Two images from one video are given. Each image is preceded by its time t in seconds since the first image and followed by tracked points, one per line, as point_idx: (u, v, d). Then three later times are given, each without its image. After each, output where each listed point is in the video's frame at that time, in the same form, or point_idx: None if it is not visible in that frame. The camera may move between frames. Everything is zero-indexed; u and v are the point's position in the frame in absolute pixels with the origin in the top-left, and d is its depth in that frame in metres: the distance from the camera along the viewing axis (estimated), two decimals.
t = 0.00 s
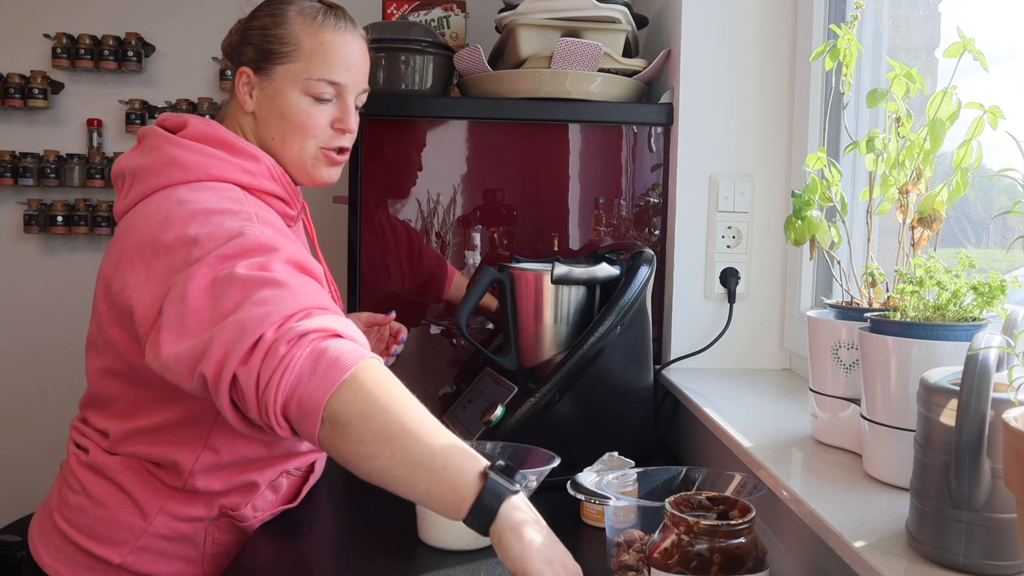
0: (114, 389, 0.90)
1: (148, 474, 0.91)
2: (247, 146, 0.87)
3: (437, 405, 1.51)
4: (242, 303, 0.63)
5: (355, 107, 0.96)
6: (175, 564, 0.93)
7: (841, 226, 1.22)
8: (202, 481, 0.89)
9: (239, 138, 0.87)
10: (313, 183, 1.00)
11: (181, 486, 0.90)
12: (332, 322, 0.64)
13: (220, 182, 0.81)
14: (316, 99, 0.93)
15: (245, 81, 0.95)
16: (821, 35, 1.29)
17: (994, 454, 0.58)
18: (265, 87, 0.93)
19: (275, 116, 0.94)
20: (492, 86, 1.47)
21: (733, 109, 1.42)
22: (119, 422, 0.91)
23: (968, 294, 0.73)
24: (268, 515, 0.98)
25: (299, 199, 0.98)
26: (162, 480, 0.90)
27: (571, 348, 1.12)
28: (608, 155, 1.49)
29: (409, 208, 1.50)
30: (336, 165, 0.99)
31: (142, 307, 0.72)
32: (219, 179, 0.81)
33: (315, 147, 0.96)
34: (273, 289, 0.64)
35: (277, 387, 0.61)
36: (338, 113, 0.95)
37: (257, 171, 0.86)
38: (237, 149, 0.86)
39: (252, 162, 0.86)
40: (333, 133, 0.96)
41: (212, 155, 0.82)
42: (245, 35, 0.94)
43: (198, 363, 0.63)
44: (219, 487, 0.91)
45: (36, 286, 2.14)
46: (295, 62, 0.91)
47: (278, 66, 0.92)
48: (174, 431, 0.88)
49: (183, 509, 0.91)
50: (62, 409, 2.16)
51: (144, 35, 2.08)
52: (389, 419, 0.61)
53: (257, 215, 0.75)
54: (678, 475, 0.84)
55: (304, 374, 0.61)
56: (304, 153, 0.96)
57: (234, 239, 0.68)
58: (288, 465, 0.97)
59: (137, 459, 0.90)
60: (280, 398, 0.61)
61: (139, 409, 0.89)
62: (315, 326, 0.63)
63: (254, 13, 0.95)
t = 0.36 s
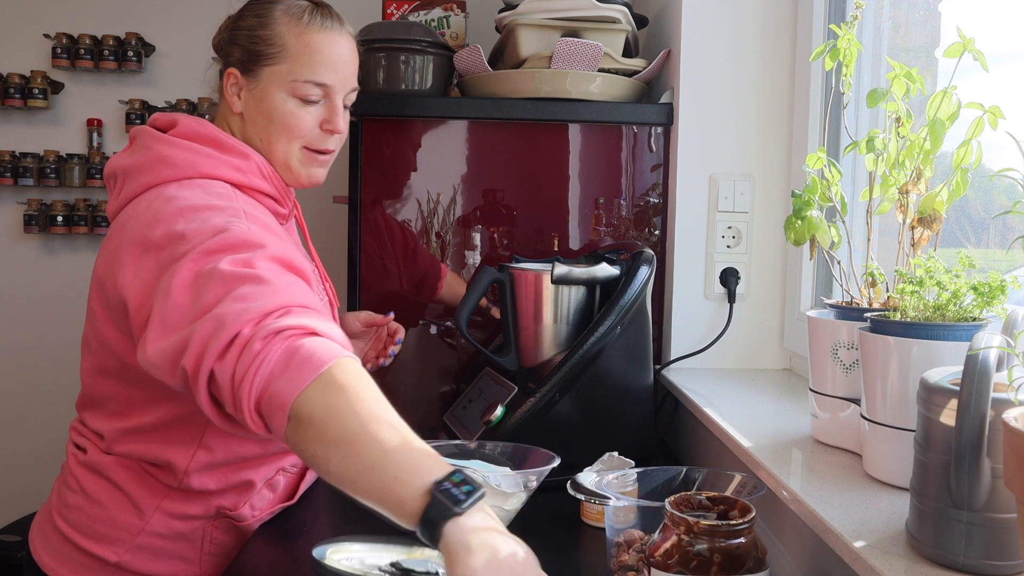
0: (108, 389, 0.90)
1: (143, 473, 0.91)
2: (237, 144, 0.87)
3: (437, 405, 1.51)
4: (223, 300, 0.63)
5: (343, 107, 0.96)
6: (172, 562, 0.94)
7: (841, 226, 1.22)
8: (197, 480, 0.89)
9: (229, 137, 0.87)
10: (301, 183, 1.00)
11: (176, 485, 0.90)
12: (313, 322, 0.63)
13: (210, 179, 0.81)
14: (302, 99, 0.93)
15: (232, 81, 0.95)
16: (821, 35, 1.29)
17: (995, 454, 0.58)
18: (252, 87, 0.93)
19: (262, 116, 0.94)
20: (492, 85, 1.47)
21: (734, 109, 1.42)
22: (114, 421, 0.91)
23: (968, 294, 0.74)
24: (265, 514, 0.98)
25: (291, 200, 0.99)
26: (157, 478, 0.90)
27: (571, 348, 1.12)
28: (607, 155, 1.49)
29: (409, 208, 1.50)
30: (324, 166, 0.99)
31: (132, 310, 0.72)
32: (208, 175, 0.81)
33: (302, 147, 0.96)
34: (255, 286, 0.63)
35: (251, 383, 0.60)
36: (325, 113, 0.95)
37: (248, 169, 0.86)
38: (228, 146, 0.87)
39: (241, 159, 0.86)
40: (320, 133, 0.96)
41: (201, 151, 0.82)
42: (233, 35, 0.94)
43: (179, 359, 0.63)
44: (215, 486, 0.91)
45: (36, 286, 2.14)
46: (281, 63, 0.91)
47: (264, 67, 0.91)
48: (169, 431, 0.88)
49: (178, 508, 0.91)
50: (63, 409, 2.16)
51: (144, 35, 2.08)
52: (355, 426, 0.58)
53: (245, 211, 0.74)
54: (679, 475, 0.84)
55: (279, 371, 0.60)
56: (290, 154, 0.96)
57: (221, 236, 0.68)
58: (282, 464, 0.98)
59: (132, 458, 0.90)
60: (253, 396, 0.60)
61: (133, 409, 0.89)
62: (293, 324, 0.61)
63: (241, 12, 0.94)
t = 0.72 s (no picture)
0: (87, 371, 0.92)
1: (121, 453, 0.91)
2: (204, 132, 0.93)
3: (437, 405, 1.51)
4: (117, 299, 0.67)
5: (299, 84, 0.98)
6: (145, 550, 0.90)
7: (841, 226, 1.22)
8: (160, 458, 0.87)
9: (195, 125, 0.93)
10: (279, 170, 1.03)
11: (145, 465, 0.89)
12: (188, 324, 0.64)
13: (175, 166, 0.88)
14: (254, 77, 0.96)
15: (203, 79, 1.01)
16: (821, 35, 1.29)
17: (995, 454, 0.58)
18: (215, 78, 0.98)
19: (223, 102, 0.98)
20: (492, 85, 1.47)
21: (734, 108, 1.42)
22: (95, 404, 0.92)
23: (968, 294, 0.74)
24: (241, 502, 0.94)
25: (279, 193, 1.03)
26: (131, 459, 0.90)
27: (571, 348, 1.12)
28: (607, 155, 1.49)
29: (409, 208, 1.49)
30: (290, 147, 1.00)
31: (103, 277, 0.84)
32: (172, 161, 0.88)
33: (262, 127, 0.98)
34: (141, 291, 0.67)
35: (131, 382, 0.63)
36: (278, 91, 0.97)
37: (214, 155, 0.91)
38: (194, 135, 0.92)
39: (207, 147, 0.91)
40: (276, 109, 0.97)
41: (162, 141, 0.89)
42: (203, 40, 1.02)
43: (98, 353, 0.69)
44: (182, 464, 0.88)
45: (36, 286, 2.14)
46: (231, 46, 0.95)
47: (220, 55, 0.96)
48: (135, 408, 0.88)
49: (149, 489, 0.89)
50: (63, 409, 2.16)
51: (145, 35, 2.09)
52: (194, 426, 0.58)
53: (182, 197, 0.79)
54: (679, 475, 0.84)
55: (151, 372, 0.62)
56: (252, 134, 0.98)
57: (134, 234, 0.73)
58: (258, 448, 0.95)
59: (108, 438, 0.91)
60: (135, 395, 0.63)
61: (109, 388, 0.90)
62: (152, 329, 0.63)
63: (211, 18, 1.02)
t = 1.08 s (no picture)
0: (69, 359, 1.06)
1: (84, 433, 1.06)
2: (172, 131, 1.07)
3: (437, 405, 1.52)
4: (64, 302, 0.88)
5: (260, 77, 1.07)
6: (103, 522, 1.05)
7: (841, 226, 1.22)
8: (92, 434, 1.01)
9: (170, 127, 1.08)
10: (252, 160, 1.11)
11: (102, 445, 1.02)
12: (105, 340, 0.81)
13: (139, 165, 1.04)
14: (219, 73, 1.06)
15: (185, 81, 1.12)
16: (821, 34, 1.29)
17: (995, 455, 0.57)
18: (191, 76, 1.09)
19: (196, 98, 1.08)
20: (491, 85, 1.47)
21: (733, 108, 1.42)
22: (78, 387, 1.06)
23: (969, 294, 0.74)
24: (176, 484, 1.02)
25: (247, 185, 1.10)
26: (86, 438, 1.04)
27: (571, 348, 1.12)
28: (608, 155, 1.49)
29: (409, 208, 1.49)
30: (257, 137, 1.07)
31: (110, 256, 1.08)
32: (142, 159, 1.05)
33: (227, 118, 1.06)
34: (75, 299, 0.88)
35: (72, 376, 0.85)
36: (240, 83, 1.06)
37: (174, 151, 1.05)
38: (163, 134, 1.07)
39: (170, 143, 1.06)
40: (239, 100, 1.06)
41: (138, 143, 1.07)
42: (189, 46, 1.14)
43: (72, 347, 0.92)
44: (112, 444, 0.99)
45: (36, 287, 2.14)
46: (201, 47, 1.06)
47: (195, 55, 1.07)
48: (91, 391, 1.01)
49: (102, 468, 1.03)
50: (63, 409, 2.16)
51: (145, 35, 2.09)
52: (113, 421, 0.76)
53: (118, 193, 0.96)
54: (678, 475, 0.84)
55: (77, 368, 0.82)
56: (218, 125, 1.07)
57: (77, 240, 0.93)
58: (194, 429, 1.01)
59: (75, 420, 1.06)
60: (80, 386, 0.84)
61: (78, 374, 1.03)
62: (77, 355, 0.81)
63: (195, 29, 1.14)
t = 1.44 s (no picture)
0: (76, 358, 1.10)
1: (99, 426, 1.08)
2: (154, 137, 1.07)
3: (437, 405, 1.52)
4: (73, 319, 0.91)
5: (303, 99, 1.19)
6: (119, 514, 1.05)
7: (841, 226, 1.22)
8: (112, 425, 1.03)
9: (152, 134, 1.08)
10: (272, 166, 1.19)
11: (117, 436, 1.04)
12: (133, 343, 0.85)
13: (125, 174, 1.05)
14: (279, 88, 1.14)
15: (213, 77, 1.11)
16: (821, 34, 1.29)
17: (995, 454, 0.57)
18: (235, 81, 1.11)
19: (246, 104, 1.12)
20: (491, 85, 1.47)
21: (733, 108, 1.42)
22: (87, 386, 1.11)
23: (968, 294, 0.74)
24: (187, 473, 1.02)
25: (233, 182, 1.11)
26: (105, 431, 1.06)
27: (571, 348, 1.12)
28: (608, 155, 1.49)
29: (409, 208, 1.49)
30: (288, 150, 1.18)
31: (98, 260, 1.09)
32: (128, 169, 1.05)
33: (277, 130, 1.15)
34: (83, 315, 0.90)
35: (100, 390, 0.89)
36: (297, 102, 1.17)
37: (161, 159, 1.05)
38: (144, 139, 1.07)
39: (155, 150, 1.06)
40: (292, 118, 1.17)
41: (124, 152, 1.07)
42: (199, 38, 1.12)
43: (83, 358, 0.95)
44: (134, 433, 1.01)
45: (36, 287, 2.14)
46: (264, 59, 1.12)
47: (247, 63, 1.11)
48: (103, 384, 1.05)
49: (117, 459, 1.04)
50: (63, 409, 2.16)
51: (145, 35, 2.09)
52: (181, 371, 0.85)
53: (114, 204, 0.97)
54: (678, 475, 0.84)
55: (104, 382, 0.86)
56: (269, 136, 1.14)
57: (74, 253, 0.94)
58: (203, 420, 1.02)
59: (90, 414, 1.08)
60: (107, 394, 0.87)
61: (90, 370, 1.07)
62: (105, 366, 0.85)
63: (206, 20, 1.13)
